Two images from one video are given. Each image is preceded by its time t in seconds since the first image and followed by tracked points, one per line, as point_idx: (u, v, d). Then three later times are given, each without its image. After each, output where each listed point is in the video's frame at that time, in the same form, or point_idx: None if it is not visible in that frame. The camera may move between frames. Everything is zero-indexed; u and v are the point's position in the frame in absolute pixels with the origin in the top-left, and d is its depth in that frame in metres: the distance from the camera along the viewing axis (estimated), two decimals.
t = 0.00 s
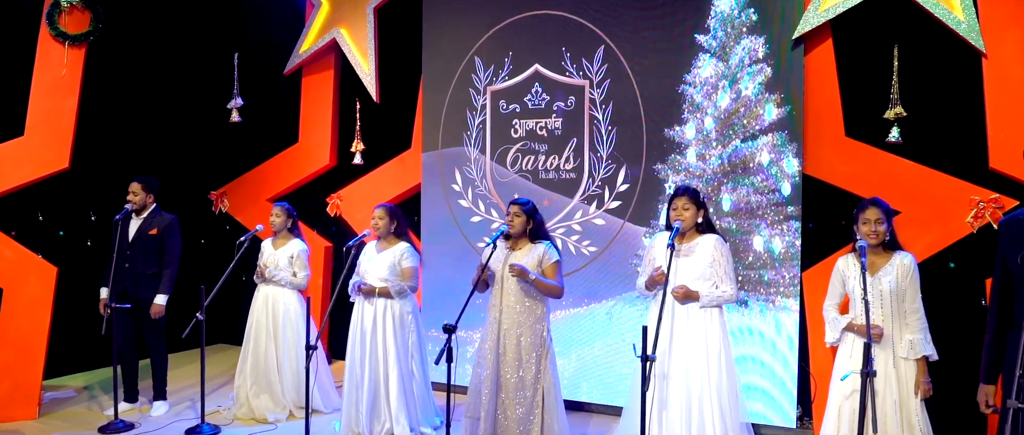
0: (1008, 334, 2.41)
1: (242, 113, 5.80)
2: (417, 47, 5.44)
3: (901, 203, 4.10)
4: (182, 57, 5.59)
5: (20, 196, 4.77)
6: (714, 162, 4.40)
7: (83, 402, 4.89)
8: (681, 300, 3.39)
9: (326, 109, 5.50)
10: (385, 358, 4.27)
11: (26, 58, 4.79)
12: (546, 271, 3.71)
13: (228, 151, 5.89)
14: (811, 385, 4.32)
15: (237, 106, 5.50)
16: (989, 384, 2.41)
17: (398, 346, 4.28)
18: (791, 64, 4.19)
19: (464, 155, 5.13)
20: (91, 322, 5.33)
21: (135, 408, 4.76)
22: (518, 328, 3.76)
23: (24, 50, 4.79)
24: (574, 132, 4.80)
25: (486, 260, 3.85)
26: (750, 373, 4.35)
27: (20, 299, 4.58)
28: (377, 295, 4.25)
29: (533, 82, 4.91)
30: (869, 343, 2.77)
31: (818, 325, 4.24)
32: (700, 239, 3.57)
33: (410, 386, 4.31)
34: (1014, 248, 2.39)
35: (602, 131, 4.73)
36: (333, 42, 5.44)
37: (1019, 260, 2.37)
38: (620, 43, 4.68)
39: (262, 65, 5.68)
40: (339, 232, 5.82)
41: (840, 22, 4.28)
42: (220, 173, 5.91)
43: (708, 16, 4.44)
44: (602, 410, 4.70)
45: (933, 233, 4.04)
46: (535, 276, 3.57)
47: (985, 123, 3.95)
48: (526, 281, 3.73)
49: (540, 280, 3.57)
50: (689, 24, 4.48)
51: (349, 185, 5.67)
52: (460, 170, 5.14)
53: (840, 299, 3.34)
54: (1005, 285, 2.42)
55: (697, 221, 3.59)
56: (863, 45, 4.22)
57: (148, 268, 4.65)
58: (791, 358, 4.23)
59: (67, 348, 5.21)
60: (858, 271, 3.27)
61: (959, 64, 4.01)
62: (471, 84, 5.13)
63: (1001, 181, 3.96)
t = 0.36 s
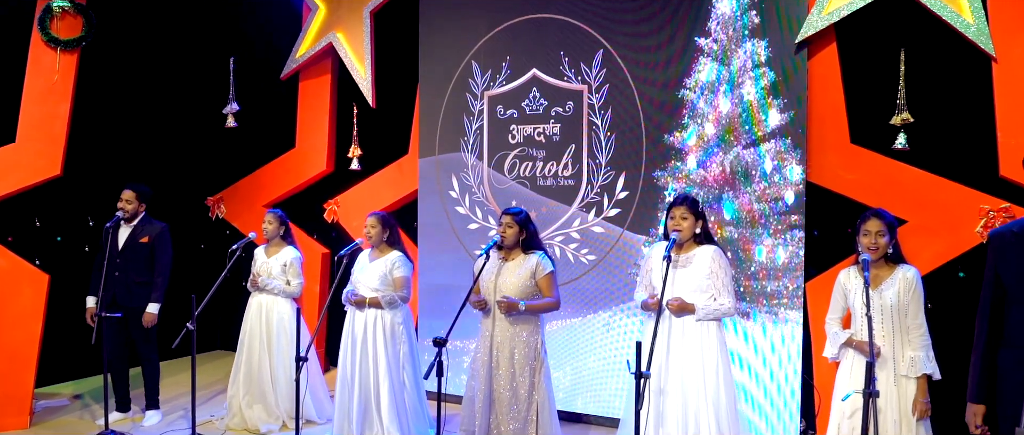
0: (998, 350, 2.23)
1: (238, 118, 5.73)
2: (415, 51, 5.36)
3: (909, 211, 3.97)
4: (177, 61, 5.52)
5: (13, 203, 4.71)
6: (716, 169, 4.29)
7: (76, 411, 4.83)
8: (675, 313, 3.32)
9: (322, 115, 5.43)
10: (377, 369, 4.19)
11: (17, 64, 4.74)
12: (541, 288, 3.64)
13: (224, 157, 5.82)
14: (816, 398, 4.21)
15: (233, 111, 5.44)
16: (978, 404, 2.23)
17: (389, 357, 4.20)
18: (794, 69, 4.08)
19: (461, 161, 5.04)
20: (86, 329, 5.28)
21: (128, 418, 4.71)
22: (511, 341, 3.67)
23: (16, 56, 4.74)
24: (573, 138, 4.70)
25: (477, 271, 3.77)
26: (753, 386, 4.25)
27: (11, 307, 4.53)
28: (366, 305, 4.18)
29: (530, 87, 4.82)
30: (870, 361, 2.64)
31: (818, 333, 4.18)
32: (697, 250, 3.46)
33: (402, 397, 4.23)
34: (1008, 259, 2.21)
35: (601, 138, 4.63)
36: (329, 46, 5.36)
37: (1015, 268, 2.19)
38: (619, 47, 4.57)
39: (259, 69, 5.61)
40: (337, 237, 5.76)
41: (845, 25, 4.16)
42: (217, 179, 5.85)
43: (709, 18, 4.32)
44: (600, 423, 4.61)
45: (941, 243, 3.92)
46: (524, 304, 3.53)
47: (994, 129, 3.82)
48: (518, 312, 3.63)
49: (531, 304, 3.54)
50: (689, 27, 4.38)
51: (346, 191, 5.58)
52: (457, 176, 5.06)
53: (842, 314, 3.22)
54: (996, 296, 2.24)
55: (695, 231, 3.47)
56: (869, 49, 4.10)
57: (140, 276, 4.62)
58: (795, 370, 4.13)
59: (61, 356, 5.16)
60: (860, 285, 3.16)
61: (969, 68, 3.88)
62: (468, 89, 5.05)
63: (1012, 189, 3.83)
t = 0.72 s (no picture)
0: (997, 355, 2.07)
1: (231, 116, 5.62)
2: (410, 48, 5.24)
3: (917, 212, 3.83)
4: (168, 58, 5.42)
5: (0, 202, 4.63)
6: (717, 168, 4.15)
7: (63, 414, 4.72)
8: (674, 317, 3.16)
9: (316, 113, 5.31)
10: (367, 372, 4.06)
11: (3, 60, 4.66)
12: (532, 290, 3.52)
13: (217, 156, 5.71)
14: (819, 405, 4.07)
15: (225, 109, 5.32)
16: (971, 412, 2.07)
17: (381, 361, 4.05)
18: (798, 64, 3.94)
19: (456, 159, 4.92)
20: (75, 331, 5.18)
21: (115, 422, 4.62)
22: (502, 345, 3.57)
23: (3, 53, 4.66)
24: (569, 135, 4.57)
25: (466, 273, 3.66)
26: (754, 391, 4.12)
27: None
28: (357, 308, 4.02)
29: (526, 83, 4.69)
30: (875, 370, 2.49)
31: (820, 336, 4.04)
32: (696, 251, 3.32)
33: (393, 403, 4.08)
34: (1007, 258, 2.04)
35: (598, 136, 4.50)
36: (323, 43, 5.24)
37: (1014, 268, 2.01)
38: (617, 42, 4.45)
39: (251, 66, 5.50)
40: (333, 238, 5.64)
41: (851, 18, 4.01)
42: (210, 179, 5.74)
43: (709, 12, 4.19)
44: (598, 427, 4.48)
45: (949, 245, 3.77)
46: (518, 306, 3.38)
47: (1007, 126, 3.66)
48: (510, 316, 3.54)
49: (522, 307, 3.38)
50: (690, 21, 4.24)
51: (340, 191, 5.47)
52: (452, 175, 4.94)
53: (844, 317, 3.08)
54: (995, 297, 2.07)
55: (693, 231, 3.32)
56: (875, 43, 3.95)
57: (128, 276, 4.56)
58: (799, 375, 3.99)
59: (49, 358, 5.07)
60: (863, 287, 3.03)
61: (979, 63, 3.73)
62: (463, 86, 4.92)
63: None
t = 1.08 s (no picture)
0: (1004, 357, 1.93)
1: (222, 111, 5.51)
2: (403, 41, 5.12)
3: (924, 209, 3.69)
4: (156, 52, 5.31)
5: None
6: (717, 164, 4.02)
7: (48, 415, 4.61)
8: (676, 317, 3.03)
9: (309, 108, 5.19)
10: (357, 374, 3.92)
11: None
12: (521, 290, 3.45)
13: (208, 152, 5.60)
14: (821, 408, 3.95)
15: (215, 104, 5.21)
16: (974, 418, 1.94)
17: (373, 362, 3.91)
18: (801, 55, 3.80)
19: (449, 155, 4.80)
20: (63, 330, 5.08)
21: (99, 423, 4.50)
22: (491, 346, 3.47)
23: None
24: (565, 130, 4.44)
25: (455, 272, 3.55)
26: (754, 394, 3.99)
27: None
28: (350, 307, 3.88)
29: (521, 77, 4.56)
30: (880, 375, 2.36)
31: (824, 337, 3.90)
32: (695, 249, 3.18)
33: (384, 406, 3.95)
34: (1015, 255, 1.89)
35: (595, 131, 4.37)
36: (316, 37, 5.13)
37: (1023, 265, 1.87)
38: (614, 33, 4.31)
39: (242, 60, 5.39)
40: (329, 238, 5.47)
41: (856, 8, 3.87)
42: (201, 176, 5.63)
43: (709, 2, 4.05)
44: (595, 431, 4.35)
45: (958, 244, 3.63)
46: (507, 301, 3.34)
47: (1018, 120, 3.52)
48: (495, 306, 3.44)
49: (510, 302, 3.33)
50: (689, 12, 4.11)
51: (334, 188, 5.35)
52: (445, 172, 4.82)
53: (848, 319, 2.95)
54: (1003, 297, 1.93)
55: (691, 228, 3.19)
56: (881, 33, 3.81)
57: (114, 274, 4.44)
58: (801, 378, 3.87)
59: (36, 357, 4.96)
60: (866, 288, 2.89)
61: (989, 53, 3.59)
62: (457, 80, 4.80)
63: None
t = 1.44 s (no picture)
0: None
1: (217, 105, 5.41)
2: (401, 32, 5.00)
3: (939, 202, 3.55)
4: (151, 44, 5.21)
5: None
6: (722, 156, 3.88)
7: (40, 413, 4.51)
8: (686, 314, 2.87)
9: (307, 101, 5.09)
10: (352, 373, 3.80)
11: None
12: (518, 284, 3.34)
13: (204, 146, 5.50)
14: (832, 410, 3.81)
15: (211, 97, 5.11)
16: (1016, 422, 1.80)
17: (367, 360, 3.80)
18: (810, 42, 3.67)
19: (448, 148, 4.69)
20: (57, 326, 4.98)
21: (91, 421, 4.40)
22: (487, 342, 3.35)
23: None
24: (566, 122, 4.32)
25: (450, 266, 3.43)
26: (762, 395, 3.86)
27: None
28: (346, 304, 3.78)
29: (521, 67, 4.44)
30: (897, 373, 2.22)
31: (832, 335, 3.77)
32: (699, 242, 3.05)
33: (379, 406, 3.84)
34: None
35: (597, 122, 4.24)
36: (313, 28, 5.02)
37: None
38: (616, 22, 4.18)
39: (238, 52, 5.29)
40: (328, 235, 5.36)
41: None
42: (197, 171, 5.54)
43: None
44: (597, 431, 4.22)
45: (975, 238, 3.49)
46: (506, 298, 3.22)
47: None
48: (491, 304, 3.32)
49: (507, 299, 3.22)
50: None
51: (332, 182, 5.25)
52: (444, 165, 4.70)
53: (853, 314, 2.81)
54: None
55: (695, 220, 3.06)
56: (893, 20, 3.66)
57: (106, 268, 4.33)
58: (811, 378, 3.74)
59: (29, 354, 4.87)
60: (876, 282, 2.75)
61: (1008, 40, 3.44)
62: (456, 71, 4.69)
63: None
